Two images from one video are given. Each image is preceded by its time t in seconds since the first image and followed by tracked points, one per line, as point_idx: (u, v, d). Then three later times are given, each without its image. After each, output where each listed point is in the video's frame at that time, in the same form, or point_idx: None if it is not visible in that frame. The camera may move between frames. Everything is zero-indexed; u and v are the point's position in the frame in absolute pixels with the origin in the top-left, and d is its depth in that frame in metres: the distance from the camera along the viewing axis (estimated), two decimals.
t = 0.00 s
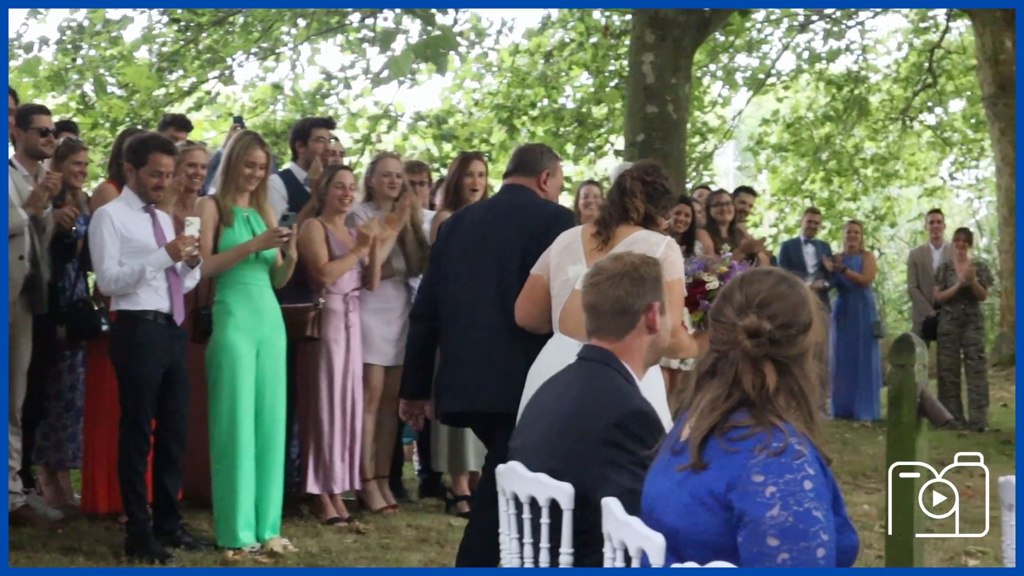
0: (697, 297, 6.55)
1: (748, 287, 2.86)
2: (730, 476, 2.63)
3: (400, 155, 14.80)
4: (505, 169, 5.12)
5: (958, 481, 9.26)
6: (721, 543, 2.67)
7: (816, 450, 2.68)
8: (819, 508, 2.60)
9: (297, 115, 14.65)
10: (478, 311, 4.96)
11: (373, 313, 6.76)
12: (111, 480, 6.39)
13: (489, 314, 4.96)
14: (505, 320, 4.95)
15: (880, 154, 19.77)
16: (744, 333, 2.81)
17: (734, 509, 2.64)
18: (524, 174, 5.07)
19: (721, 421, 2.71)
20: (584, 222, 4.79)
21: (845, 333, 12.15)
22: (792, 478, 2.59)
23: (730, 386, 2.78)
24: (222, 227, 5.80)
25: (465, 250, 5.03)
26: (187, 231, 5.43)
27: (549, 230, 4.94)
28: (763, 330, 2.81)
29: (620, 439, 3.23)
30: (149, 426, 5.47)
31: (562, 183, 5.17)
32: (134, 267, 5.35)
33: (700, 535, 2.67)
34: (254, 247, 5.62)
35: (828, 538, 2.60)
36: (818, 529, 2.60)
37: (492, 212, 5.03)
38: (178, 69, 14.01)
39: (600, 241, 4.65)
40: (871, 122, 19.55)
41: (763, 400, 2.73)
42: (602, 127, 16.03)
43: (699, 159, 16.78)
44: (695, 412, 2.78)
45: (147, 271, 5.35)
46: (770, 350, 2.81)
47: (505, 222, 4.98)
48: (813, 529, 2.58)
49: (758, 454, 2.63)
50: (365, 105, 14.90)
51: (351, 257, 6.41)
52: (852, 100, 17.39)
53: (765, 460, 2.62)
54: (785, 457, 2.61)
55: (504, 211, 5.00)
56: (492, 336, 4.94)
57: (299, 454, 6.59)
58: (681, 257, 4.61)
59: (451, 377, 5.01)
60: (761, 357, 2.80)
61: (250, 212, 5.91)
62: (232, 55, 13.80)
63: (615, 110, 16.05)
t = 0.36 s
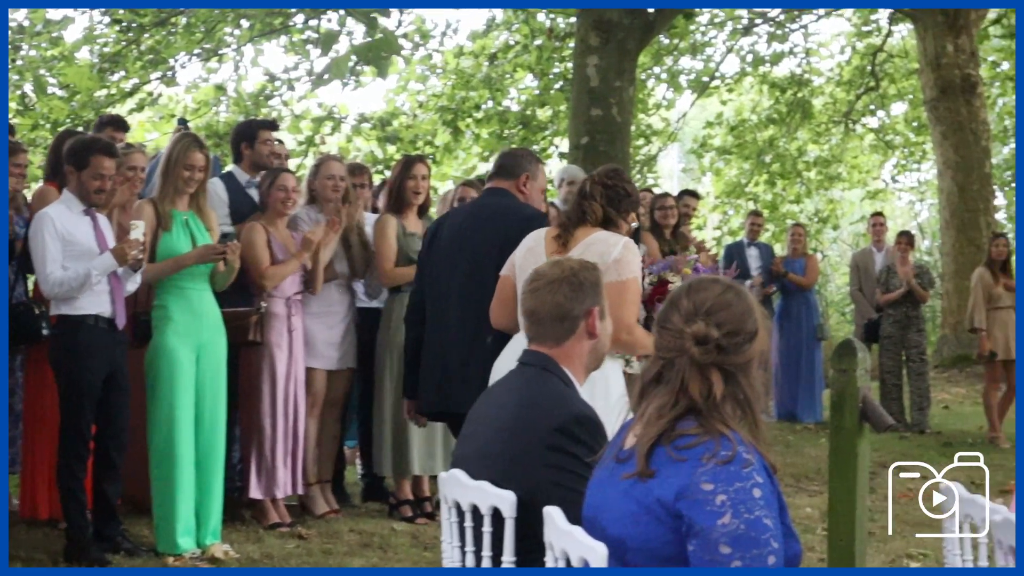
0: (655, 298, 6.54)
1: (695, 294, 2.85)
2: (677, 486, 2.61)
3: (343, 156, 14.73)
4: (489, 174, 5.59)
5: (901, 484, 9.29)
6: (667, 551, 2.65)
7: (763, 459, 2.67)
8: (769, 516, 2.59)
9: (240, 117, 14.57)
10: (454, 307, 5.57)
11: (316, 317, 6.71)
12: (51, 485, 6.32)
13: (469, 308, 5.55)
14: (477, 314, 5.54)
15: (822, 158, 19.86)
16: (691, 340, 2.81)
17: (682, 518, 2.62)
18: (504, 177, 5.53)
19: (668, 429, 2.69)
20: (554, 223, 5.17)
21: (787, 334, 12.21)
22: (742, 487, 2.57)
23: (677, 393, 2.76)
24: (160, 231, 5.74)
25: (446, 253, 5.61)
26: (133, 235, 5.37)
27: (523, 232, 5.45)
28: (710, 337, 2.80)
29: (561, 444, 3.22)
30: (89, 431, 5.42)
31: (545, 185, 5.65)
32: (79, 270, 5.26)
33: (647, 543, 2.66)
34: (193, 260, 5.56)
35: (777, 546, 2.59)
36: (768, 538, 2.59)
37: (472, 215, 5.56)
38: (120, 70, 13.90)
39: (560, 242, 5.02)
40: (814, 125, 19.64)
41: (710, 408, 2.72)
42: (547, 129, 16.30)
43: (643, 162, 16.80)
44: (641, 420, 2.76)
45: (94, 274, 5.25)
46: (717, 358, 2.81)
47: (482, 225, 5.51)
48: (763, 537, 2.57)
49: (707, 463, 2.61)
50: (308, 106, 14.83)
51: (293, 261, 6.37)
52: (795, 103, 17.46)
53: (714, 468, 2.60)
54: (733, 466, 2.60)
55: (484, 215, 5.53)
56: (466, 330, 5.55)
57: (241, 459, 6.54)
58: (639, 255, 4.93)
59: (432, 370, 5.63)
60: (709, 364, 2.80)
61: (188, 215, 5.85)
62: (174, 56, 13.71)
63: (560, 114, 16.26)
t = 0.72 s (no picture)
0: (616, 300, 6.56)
1: (636, 300, 2.84)
2: (620, 494, 2.59)
3: (284, 158, 14.64)
4: (472, 176, 5.67)
5: (839, 486, 9.31)
6: (609, 561, 2.63)
7: (705, 467, 2.65)
8: (712, 525, 2.56)
9: (179, 118, 14.47)
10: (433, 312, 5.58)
11: (254, 320, 6.65)
12: None
13: (444, 308, 5.57)
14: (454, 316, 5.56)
15: (762, 159, 19.95)
16: (633, 345, 2.79)
17: (625, 527, 2.59)
18: (487, 180, 5.59)
19: (610, 436, 2.67)
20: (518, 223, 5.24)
21: (727, 337, 12.25)
22: (685, 494, 2.55)
23: (618, 399, 2.74)
24: (94, 236, 5.68)
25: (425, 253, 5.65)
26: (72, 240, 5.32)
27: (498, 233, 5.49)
28: (652, 341, 2.79)
29: (498, 455, 3.21)
30: (25, 437, 5.34)
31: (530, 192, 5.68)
32: (19, 277, 5.21)
33: (588, 552, 2.64)
34: (127, 264, 5.57)
35: (719, 555, 2.56)
36: (711, 545, 2.56)
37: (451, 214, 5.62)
38: (56, 71, 13.76)
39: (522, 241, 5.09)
40: (753, 127, 19.71)
41: (652, 414, 2.70)
42: (487, 130, 16.07)
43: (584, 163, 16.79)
44: (582, 427, 2.74)
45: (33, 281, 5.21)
46: (658, 362, 2.79)
47: (463, 225, 5.54)
48: (706, 545, 2.54)
49: (649, 470, 2.59)
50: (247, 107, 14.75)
51: (232, 264, 6.31)
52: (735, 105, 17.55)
53: (657, 475, 2.57)
54: (676, 473, 2.57)
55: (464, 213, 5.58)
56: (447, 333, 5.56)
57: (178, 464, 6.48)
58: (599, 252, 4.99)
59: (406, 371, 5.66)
60: (648, 370, 2.78)
61: (123, 218, 5.79)
62: (111, 58, 13.59)
63: (500, 115, 16.05)
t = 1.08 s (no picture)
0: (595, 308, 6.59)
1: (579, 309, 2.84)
2: (563, 504, 2.57)
3: (230, 162, 14.56)
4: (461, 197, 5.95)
5: (785, 490, 9.33)
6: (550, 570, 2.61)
7: (646, 475, 2.65)
8: (653, 534, 2.55)
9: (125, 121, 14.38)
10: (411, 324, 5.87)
11: (199, 325, 6.60)
12: None
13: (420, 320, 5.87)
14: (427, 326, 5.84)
15: (710, 163, 19.99)
16: (574, 352, 2.78)
17: (567, 536, 2.58)
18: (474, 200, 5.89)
19: (552, 446, 2.65)
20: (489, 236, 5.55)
21: (675, 340, 12.24)
22: (628, 504, 2.54)
23: (560, 408, 2.73)
24: (35, 242, 5.62)
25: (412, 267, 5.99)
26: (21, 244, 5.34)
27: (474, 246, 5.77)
28: (593, 349, 2.78)
29: (443, 463, 3.19)
30: None
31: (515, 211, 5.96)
32: None
33: (530, 561, 2.61)
34: (68, 271, 5.52)
35: (661, 563, 2.56)
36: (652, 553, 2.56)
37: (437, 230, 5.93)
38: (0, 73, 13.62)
39: (490, 256, 5.39)
40: (701, 130, 19.76)
41: (594, 422, 2.69)
42: (434, 133, 15.87)
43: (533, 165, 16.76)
44: (523, 436, 2.72)
45: None
46: (599, 370, 2.78)
47: (440, 241, 5.83)
48: (648, 554, 2.54)
49: (590, 480, 2.58)
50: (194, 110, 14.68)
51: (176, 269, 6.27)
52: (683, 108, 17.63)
53: (599, 485, 2.57)
54: (617, 483, 2.57)
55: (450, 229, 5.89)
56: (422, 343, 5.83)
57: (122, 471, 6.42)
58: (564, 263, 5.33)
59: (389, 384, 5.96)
60: (590, 377, 2.77)
61: (64, 223, 5.73)
62: (56, 59, 13.48)
63: (448, 118, 15.95)
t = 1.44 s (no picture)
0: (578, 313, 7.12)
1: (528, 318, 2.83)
2: (510, 511, 2.56)
3: (185, 163, 14.48)
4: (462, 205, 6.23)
5: (739, 492, 9.35)
6: None
7: (595, 482, 2.65)
8: (601, 540, 2.56)
9: (77, 122, 14.27)
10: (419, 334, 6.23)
11: (152, 329, 6.56)
12: None
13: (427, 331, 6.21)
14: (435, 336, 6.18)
15: (666, 165, 20.00)
16: (523, 359, 2.77)
17: (515, 543, 2.57)
18: (475, 210, 6.17)
19: (500, 453, 2.64)
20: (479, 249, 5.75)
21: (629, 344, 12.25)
22: (575, 510, 2.54)
23: (508, 416, 2.72)
24: None
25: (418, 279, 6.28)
26: None
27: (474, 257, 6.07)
28: (541, 357, 2.77)
29: (393, 471, 3.18)
30: None
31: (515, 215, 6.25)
32: None
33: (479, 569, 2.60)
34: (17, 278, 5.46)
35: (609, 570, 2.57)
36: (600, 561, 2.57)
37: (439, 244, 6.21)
38: None
39: (481, 272, 5.60)
40: (657, 133, 19.78)
41: (542, 431, 2.69)
42: (389, 135, 15.80)
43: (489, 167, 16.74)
44: (472, 445, 2.70)
45: None
46: (547, 379, 2.77)
47: (444, 253, 6.15)
48: (596, 560, 2.54)
49: (539, 486, 2.57)
50: (148, 113, 14.63)
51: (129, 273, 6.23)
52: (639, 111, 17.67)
53: (547, 492, 2.56)
54: (565, 489, 2.57)
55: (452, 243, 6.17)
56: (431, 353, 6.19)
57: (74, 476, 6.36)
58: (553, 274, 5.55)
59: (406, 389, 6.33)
60: (538, 385, 2.76)
61: (15, 227, 5.67)
62: (8, 59, 13.38)
63: (403, 121, 15.93)
